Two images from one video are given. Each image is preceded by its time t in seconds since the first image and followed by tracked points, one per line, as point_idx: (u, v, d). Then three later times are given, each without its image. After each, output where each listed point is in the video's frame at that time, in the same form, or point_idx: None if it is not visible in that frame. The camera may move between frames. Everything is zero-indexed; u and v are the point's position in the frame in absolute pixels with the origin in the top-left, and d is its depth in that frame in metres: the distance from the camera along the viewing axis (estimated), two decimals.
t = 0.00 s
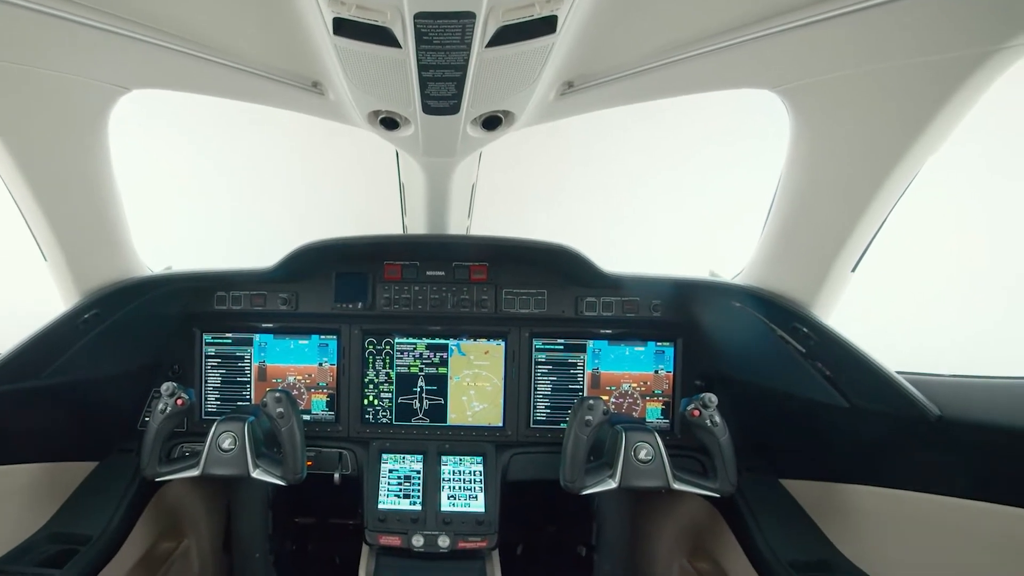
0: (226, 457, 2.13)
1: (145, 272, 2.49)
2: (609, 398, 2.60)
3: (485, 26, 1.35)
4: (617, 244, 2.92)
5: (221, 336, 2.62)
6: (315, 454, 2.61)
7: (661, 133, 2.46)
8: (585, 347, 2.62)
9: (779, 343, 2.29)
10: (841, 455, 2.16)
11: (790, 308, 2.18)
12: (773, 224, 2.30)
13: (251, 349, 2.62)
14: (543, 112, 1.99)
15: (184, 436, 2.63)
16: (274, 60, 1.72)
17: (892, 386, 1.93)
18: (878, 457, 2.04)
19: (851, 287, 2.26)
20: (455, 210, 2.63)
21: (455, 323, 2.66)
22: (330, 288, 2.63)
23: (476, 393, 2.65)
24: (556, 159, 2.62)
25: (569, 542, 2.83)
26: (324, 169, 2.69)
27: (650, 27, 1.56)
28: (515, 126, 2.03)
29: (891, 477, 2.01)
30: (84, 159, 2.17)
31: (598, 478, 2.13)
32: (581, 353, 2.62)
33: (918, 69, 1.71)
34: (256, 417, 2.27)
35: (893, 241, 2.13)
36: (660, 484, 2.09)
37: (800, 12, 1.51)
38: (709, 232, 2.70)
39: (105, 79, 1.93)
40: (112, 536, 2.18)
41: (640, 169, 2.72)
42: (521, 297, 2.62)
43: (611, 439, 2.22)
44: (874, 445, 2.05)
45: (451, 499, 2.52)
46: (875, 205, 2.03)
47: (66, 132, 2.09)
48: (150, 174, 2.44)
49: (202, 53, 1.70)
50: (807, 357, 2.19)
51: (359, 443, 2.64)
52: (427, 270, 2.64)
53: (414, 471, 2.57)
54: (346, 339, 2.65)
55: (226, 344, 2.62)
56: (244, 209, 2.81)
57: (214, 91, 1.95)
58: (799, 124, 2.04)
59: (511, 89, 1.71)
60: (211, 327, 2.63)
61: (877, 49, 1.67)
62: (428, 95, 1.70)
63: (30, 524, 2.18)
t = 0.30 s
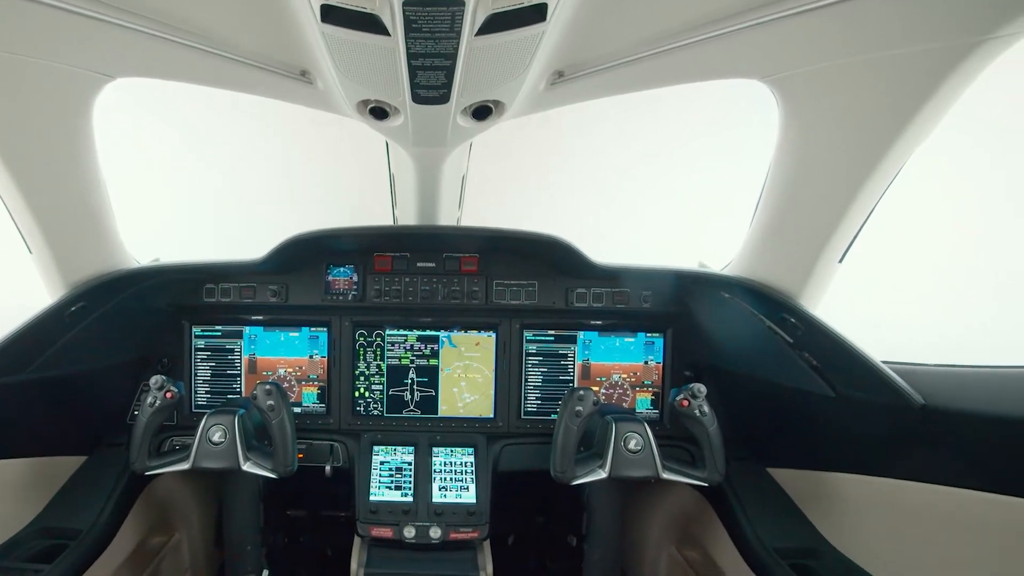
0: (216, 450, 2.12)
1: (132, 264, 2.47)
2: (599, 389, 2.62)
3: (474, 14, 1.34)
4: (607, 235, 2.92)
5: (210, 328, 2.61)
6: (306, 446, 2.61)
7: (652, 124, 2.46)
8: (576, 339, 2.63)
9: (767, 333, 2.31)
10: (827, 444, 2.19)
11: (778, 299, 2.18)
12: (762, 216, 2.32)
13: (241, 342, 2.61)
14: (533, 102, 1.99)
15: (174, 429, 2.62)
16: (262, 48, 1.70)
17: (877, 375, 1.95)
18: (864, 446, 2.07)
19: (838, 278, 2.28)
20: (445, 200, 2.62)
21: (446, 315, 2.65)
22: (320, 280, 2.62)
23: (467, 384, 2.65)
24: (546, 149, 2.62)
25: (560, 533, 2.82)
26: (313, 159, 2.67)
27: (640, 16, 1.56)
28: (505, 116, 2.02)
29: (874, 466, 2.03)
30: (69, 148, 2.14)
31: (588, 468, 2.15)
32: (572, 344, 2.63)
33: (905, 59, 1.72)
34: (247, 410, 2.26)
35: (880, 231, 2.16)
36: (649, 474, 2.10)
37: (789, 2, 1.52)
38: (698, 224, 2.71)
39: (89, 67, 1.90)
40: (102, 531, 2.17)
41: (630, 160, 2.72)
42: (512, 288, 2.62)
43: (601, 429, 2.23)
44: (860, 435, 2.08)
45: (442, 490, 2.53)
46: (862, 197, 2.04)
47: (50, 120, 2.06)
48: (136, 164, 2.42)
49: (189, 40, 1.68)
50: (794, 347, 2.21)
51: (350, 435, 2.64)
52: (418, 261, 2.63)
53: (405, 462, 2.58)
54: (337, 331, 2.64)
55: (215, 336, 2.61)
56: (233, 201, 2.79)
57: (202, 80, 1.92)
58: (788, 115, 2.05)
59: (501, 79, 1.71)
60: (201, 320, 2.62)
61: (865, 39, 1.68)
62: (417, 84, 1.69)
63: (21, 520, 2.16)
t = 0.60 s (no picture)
0: (208, 444, 2.11)
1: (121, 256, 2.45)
2: (591, 380, 2.63)
3: (466, 2, 1.33)
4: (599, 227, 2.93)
5: (202, 321, 2.59)
6: (299, 439, 2.61)
7: (644, 116, 2.46)
8: (569, 331, 2.63)
9: (757, 324, 2.32)
10: (817, 434, 2.20)
11: (769, 291, 2.18)
12: (753, 208, 2.33)
13: (233, 335, 2.60)
14: (525, 93, 1.98)
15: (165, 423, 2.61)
16: (251, 36, 1.68)
17: (865, 366, 1.96)
18: (853, 437, 2.08)
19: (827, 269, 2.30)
20: (437, 192, 2.61)
21: (439, 307, 2.65)
22: (312, 272, 2.61)
23: (459, 376, 2.65)
24: (538, 140, 2.61)
25: (553, 525, 2.88)
26: (304, 151, 2.65)
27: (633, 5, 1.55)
28: (497, 107, 2.01)
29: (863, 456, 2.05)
30: (55, 138, 2.12)
31: (580, 459, 2.16)
32: (564, 336, 2.64)
33: (896, 49, 1.73)
34: (239, 403, 2.25)
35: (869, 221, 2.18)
36: (641, 465, 2.11)
37: None
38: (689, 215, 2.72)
39: (74, 56, 1.87)
40: (95, 524, 2.17)
41: (622, 151, 2.72)
42: (504, 280, 2.62)
43: (594, 421, 2.24)
44: (850, 426, 2.09)
45: (435, 482, 2.53)
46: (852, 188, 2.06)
47: (36, 109, 2.03)
48: (123, 155, 2.39)
49: (176, 28, 1.66)
50: (785, 339, 2.23)
51: (343, 428, 2.64)
52: (410, 253, 2.61)
53: (398, 455, 2.58)
54: (329, 324, 2.63)
55: (207, 329, 2.60)
56: (223, 193, 2.77)
57: (190, 69, 1.90)
58: (780, 107, 2.06)
59: (493, 69, 1.70)
60: (192, 313, 2.60)
61: (856, 29, 1.68)
62: (408, 74, 1.67)
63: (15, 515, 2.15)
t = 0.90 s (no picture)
0: (200, 437, 2.11)
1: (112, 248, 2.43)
2: (585, 371, 2.64)
3: None
4: (592, 218, 2.93)
5: (194, 314, 2.58)
6: (293, 432, 2.61)
7: (638, 105, 2.45)
8: (562, 322, 2.64)
9: (750, 315, 2.32)
10: (809, 424, 2.22)
11: (762, 282, 2.17)
12: (747, 199, 2.33)
13: (226, 328, 2.59)
14: (518, 83, 1.98)
15: (159, 416, 2.60)
16: (242, 24, 1.66)
17: (856, 356, 1.97)
18: (844, 427, 2.10)
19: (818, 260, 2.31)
20: (430, 183, 2.59)
21: (433, 299, 2.64)
22: (305, 264, 2.59)
23: (453, 368, 2.66)
24: (531, 131, 2.60)
25: (546, 517, 2.89)
26: (296, 141, 2.63)
27: None
28: (490, 97, 2.00)
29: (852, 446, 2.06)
30: (42, 127, 2.09)
31: (574, 450, 2.17)
32: (558, 328, 2.64)
33: (889, 39, 1.73)
34: (232, 396, 2.25)
35: (861, 213, 2.19)
36: (633, 455, 2.13)
37: None
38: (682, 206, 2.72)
39: (61, 43, 1.84)
40: (87, 519, 2.16)
41: (616, 141, 2.72)
42: (498, 272, 2.61)
43: (587, 412, 2.24)
44: (841, 417, 2.11)
45: (430, 474, 2.53)
46: (844, 179, 2.07)
47: (22, 98, 2.00)
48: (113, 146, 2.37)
49: (165, 15, 1.64)
50: (777, 330, 2.23)
51: (337, 420, 2.64)
52: (403, 245, 2.60)
53: (392, 447, 2.58)
54: (322, 316, 2.62)
55: (200, 322, 2.58)
56: (215, 184, 2.76)
57: (180, 57, 1.88)
58: (774, 98, 2.06)
59: (487, 58, 1.69)
60: (184, 306, 2.58)
61: (850, 19, 1.68)
62: (401, 63, 1.66)
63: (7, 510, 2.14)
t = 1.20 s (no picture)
0: (192, 431, 2.10)
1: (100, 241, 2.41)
2: (576, 364, 2.65)
3: None
4: (583, 210, 2.93)
5: (184, 308, 2.56)
6: (285, 425, 2.61)
7: (629, 95, 2.45)
8: (554, 315, 2.64)
9: (740, 307, 2.35)
10: (797, 415, 2.24)
11: (752, 274, 2.19)
12: (737, 192, 2.34)
13: (216, 321, 2.57)
14: (509, 74, 1.97)
15: (149, 410, 2.58)
16: (230, 13, 1.65)
17: (844, 347, 1.99)
18: (832, 417, 2.12)
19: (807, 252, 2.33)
20: (421, 175, 2.58)
21: (424, 291, 2.64)
22: (295, 256, 2.58)
23: (445, 361, 2.66)
24: (522, 122, 2.59)
25: (538, 508, 2.89)
26: (285, 132, 2.61)
27: None
28: (481, 87, 1.99)
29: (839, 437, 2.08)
30: (27, 117, 2.06)
31: (565, 442, 2.18)
32: (549, 320, 2.64)
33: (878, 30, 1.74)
34: (223, 390, 2.23)
35: (850, 206, 2.20)
36: (624, 446, 2.14)
37: None
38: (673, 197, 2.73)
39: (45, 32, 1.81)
40: (78, 515, 2.15)
41: (607, 133, 2.72)
42: (490, 264, 2.61)
43: (578, 404, 2.25)
44: (829, 407, 2.13)
45: (422, 467, 2.53)
46: (833, 171, 2.08)
47: (6, 88, 1.97)
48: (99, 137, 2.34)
49: (151, 3, 1.62)
50: (766, 321, 2.26)
51: (329, 414, 2.64)
52: (394, 237, 2.59)
53: (385, 440, 2.58)
54: (313, 309, 2.61)
55: (190, 316, 2.56)
56: (204, 175, 2.75)
57: (167, 47, 1.86)
58: (764, 90, 2.07)
59: (477, 48, 1.68)
60: (174, 300, 2.56)
61: (840, 10, 1.69)
62: (391, 53, 1.65)
63: None
